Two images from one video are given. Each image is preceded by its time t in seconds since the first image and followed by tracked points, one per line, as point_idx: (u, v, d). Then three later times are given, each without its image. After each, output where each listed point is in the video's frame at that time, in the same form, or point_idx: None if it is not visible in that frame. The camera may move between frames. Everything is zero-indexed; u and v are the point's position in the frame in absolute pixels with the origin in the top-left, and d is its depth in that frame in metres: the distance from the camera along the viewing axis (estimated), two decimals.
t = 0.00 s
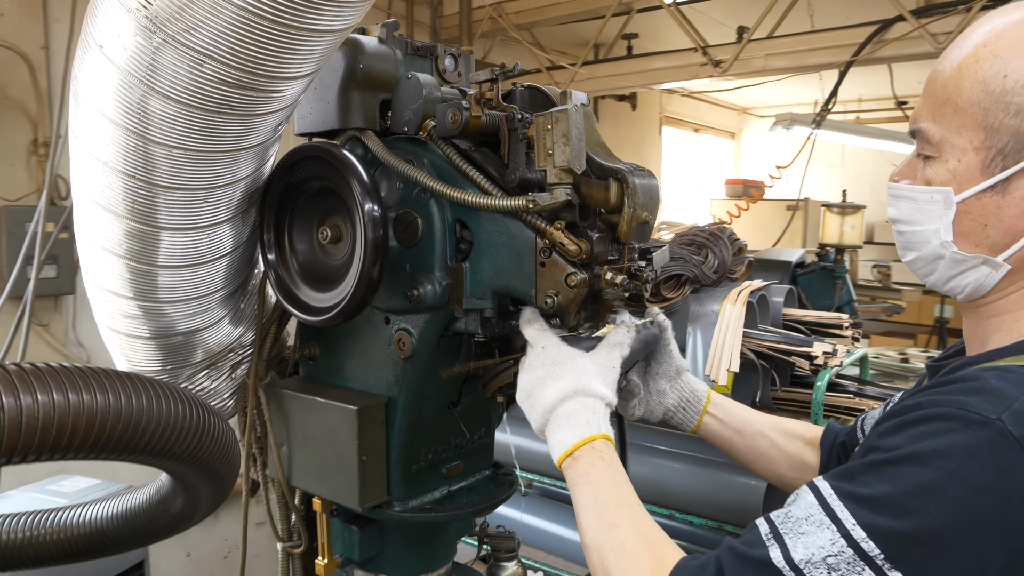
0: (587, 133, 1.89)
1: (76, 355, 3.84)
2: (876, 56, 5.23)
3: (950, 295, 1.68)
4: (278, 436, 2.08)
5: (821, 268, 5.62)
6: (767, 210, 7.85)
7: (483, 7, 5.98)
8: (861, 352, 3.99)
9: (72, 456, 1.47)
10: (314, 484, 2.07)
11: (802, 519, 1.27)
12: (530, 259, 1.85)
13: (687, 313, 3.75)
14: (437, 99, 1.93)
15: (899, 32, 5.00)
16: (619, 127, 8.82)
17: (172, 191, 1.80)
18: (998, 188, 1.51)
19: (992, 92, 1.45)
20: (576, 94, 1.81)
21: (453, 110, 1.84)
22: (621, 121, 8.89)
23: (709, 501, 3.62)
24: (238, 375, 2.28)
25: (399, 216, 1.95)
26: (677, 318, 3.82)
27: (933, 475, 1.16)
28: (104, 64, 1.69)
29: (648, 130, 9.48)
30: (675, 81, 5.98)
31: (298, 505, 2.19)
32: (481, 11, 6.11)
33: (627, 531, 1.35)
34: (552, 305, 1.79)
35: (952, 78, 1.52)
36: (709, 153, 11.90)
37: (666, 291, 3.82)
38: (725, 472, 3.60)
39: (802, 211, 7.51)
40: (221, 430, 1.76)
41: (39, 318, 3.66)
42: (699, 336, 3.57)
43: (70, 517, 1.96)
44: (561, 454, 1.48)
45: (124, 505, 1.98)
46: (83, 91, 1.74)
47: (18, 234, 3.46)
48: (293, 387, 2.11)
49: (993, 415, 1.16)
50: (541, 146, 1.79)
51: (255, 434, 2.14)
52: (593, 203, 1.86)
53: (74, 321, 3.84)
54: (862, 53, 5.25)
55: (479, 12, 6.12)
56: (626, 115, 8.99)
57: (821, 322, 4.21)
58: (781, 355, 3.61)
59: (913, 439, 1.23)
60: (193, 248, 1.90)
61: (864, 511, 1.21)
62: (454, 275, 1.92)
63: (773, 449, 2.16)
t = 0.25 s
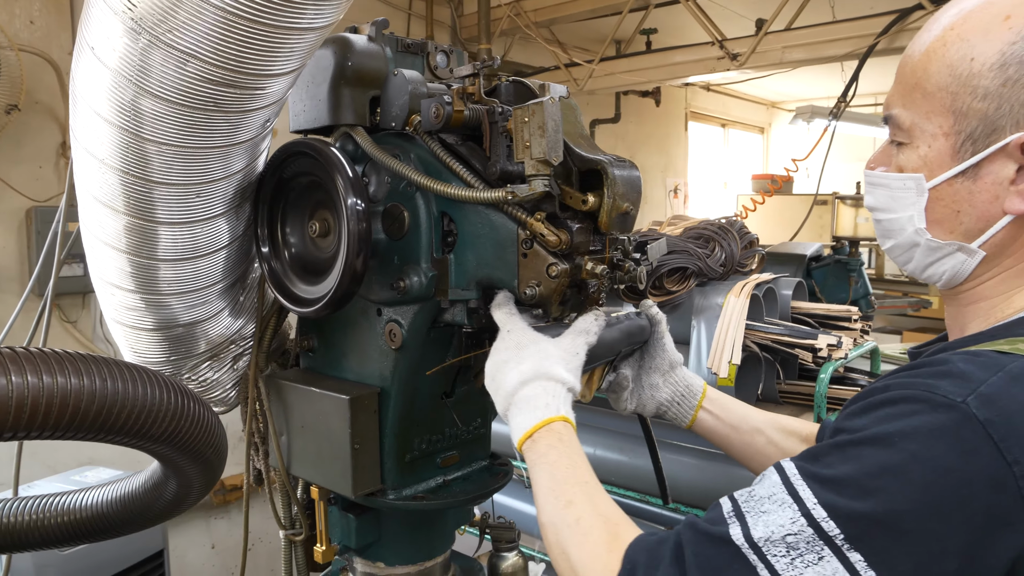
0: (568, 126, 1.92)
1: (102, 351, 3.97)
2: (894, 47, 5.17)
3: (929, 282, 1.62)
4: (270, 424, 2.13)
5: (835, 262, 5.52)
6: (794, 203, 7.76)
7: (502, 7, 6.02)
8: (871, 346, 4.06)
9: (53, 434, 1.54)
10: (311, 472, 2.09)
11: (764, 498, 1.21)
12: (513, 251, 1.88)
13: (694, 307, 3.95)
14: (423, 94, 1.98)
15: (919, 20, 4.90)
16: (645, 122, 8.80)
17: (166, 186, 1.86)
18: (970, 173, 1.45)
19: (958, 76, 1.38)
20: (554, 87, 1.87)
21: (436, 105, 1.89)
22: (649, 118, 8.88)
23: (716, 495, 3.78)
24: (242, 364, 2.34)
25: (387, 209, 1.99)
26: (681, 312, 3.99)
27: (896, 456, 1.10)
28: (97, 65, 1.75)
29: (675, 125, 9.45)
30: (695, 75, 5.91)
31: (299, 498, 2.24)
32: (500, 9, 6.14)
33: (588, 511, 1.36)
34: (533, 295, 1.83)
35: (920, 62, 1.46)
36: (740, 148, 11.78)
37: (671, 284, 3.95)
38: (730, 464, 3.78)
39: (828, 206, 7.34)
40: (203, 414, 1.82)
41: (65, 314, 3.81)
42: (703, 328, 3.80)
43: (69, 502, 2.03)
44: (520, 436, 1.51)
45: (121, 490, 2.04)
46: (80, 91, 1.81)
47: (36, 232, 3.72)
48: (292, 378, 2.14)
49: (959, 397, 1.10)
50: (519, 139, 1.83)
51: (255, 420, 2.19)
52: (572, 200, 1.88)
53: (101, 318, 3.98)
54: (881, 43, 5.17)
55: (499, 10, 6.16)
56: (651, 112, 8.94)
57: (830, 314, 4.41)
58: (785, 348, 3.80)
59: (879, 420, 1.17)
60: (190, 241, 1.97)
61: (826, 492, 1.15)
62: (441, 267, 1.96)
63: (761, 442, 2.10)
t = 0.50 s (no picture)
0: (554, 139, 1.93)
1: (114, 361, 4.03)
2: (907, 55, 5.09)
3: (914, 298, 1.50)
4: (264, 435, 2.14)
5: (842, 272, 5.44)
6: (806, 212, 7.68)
7: (512, 20, 6.07)
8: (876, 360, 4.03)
9: (33, 443, 1.54)
10: (305, 481, 2.10)
11: (735, 506, 1.17)
12: (501, 263, 1.89)
13: (695, 319, 3.92)
14: (414, 108, 1.99)
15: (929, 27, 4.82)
16: (659, 133, 8.79)
17: (161, 201, 1.87)
18: (950, 185, 1.35)
19: (935, 88, 1.29)
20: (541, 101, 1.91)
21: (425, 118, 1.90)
22: (664, 127, 8.87)
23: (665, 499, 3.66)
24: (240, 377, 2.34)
25: (378, 222, 2.01)
26: (682, 324, 3.96)
27: (867, 467, 1.05)
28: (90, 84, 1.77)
29: (689, 136, 9.41)
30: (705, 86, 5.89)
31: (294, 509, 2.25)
32: (510, 22, 6.18)
33: (547, 516, 1.34)
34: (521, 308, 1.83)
35: (898, 73, 1.36)
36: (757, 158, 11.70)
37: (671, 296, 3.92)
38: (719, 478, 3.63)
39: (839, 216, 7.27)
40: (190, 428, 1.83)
41: (78, 324, 3.90)
42: (705, 339, 3.80)
43: (62, 512, 2.08)
44: (479, 441, 1.50)
45: (111, 500, 2.09)
46: (75, 111, 1.83)
47: (50, 244, 3.92)
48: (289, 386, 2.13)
49: (932, 410, 1.04)
50: (506, 153, 1.85)
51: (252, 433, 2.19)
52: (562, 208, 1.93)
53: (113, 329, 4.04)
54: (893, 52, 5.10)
55: (509, 22, 6.20)
56: (664, 123, 8.92)
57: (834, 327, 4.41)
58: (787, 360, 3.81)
59: (853, 430, 1.12)
60: (187, 254, 1.97)
61: (796, 501, 1.10)
62: (430, 278, 1.98)
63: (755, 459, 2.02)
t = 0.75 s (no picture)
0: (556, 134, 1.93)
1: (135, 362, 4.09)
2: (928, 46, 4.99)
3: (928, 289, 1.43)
4: (274, 434, 2.08)
5: (862, 269, 5.34)
6: (826, 209, 7.59)
7: (527, 21, 6.08)
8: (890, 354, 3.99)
9: (33, 440, 1.56)
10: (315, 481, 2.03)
11: (727, 493, 1.14)
12: (504, 260, 1.88)
13: (709, 317, 3.91)
14: (416, 107, 2.00)
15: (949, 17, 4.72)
16: (675, 131, 8.74)
17: (167, 200, 1.88)
18: (962, 171, 1.28)
19: (944, 71, 1.22)
20: (541, 97, 1.89)
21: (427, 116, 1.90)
22: (681, 125, 8.82)
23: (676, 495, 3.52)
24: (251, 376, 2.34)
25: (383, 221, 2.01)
26: (696, 323, 3.97)
27: (862, 459, 1.01)
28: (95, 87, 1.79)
29: (710, 135, 9.35)
30: (722, 83, 5.84)
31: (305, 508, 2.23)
32: (525, 24, 6.19)
33: (524, 501, 1.34)
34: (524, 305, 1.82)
35: (906, 57, 1.29)
36: (778, 155, 11.58)
37: (684, 294, 3.98)
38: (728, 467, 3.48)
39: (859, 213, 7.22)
40: (193, 426, 1.84)
41: (100, 328, 3.98)
42: (719, 337, 3.76)
43: (74, 510, 2.14)
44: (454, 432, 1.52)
45: (121, 499, 2.14)
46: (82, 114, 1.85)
47: (72, 248, 4.04)
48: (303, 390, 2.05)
49: (932, 401, 1.00)
50: (507, 149, 1.85)
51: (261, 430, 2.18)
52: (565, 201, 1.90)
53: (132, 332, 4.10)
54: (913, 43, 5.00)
55: (524, 24, 6.21)
56: (683, 121, 8.87)
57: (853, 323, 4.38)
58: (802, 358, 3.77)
59: (850, 421, 1.07)
60: (195, 254, 1.98)
61: (789, 491, 1.07)
62: (435, 276, 1.98)
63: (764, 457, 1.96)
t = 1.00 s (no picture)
0: (573, 130, 1.92)
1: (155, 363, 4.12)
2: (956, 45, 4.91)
3: (954, 283, 1.39)
4: (289, 436, 2.01)
5: (888, 272, 5.25)
6: (852, 213, 7.48)
7: (548, 25, 6.08)
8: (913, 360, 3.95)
9: (43, 434, 1.56)
10: (332, 484, 1.99)
11: (736, 488, 1.11)
12: (519, 258, 1.87)
13: (731, 320, 3.86)
14: (431, 105, 1.99)
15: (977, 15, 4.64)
16: (698, 135, 8.68)
17: (183, 201, 1.87)
18: (989, 161, 1.23)
19: (971, 55, 1.18)
20: (558, 93, 1.87)
21: (442, 114, 1.90)
22: (704, 129, 8.76)
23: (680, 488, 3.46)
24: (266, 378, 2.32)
25: (399, 220, 2.00)
26: (717, 325, 3.90)
27: (872, 459, 0.98)
28: (113, 87, 1.79)
29: (732, 140, 9.29)
30: (746, 85, 5.79)
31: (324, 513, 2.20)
32: (545, 28, 6.19)
33: (519, 497, 1.33)
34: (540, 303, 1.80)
35: (932, 42, 1.25)
36: (803, 160, 11.46)
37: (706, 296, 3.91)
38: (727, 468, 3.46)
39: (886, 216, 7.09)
40: (204, 425, 1.83)
41: (124, 330, 4.02)
42: (740, 339, 3.75)
43: (89, 509, 2.17)
44: (441, 436, 1.51)
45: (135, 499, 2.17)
46: (100, 113, 1.85)
47: (97, 252, 4.09)
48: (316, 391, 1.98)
49: (946, 401, 0.96)
50: (522, 145, 1.84)
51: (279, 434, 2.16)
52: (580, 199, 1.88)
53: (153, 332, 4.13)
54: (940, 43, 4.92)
55: (544, 28, 6.21)
56: (705, 125, 8.82)
57: (878, 326, 4.32)
58: (824, 360, 3.74)
59: (863, 420, 1.03)
60: (211, 254, 1.97)
61: (797, 490, 1.04)
62: (450, 275, 1.96)
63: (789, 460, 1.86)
